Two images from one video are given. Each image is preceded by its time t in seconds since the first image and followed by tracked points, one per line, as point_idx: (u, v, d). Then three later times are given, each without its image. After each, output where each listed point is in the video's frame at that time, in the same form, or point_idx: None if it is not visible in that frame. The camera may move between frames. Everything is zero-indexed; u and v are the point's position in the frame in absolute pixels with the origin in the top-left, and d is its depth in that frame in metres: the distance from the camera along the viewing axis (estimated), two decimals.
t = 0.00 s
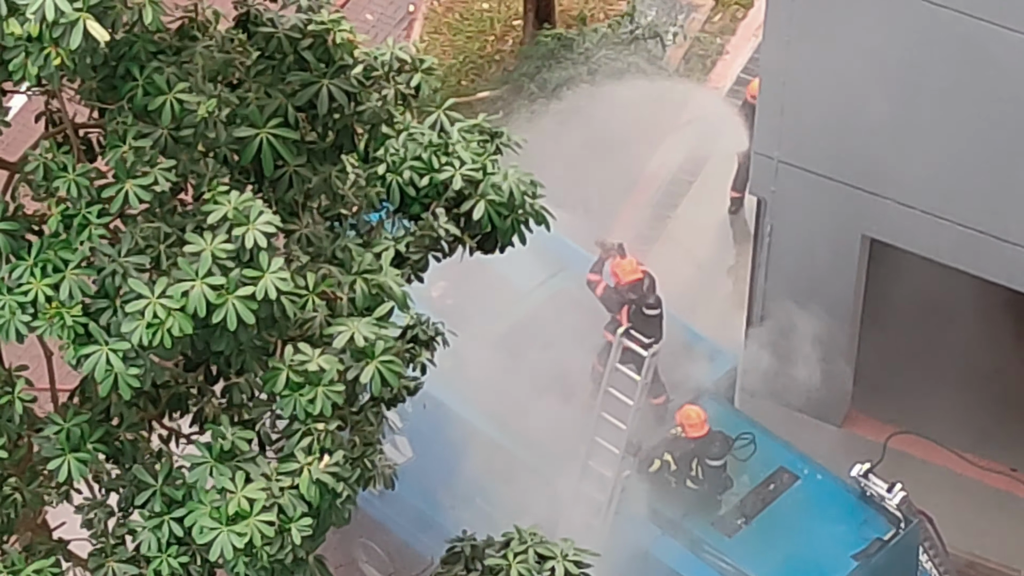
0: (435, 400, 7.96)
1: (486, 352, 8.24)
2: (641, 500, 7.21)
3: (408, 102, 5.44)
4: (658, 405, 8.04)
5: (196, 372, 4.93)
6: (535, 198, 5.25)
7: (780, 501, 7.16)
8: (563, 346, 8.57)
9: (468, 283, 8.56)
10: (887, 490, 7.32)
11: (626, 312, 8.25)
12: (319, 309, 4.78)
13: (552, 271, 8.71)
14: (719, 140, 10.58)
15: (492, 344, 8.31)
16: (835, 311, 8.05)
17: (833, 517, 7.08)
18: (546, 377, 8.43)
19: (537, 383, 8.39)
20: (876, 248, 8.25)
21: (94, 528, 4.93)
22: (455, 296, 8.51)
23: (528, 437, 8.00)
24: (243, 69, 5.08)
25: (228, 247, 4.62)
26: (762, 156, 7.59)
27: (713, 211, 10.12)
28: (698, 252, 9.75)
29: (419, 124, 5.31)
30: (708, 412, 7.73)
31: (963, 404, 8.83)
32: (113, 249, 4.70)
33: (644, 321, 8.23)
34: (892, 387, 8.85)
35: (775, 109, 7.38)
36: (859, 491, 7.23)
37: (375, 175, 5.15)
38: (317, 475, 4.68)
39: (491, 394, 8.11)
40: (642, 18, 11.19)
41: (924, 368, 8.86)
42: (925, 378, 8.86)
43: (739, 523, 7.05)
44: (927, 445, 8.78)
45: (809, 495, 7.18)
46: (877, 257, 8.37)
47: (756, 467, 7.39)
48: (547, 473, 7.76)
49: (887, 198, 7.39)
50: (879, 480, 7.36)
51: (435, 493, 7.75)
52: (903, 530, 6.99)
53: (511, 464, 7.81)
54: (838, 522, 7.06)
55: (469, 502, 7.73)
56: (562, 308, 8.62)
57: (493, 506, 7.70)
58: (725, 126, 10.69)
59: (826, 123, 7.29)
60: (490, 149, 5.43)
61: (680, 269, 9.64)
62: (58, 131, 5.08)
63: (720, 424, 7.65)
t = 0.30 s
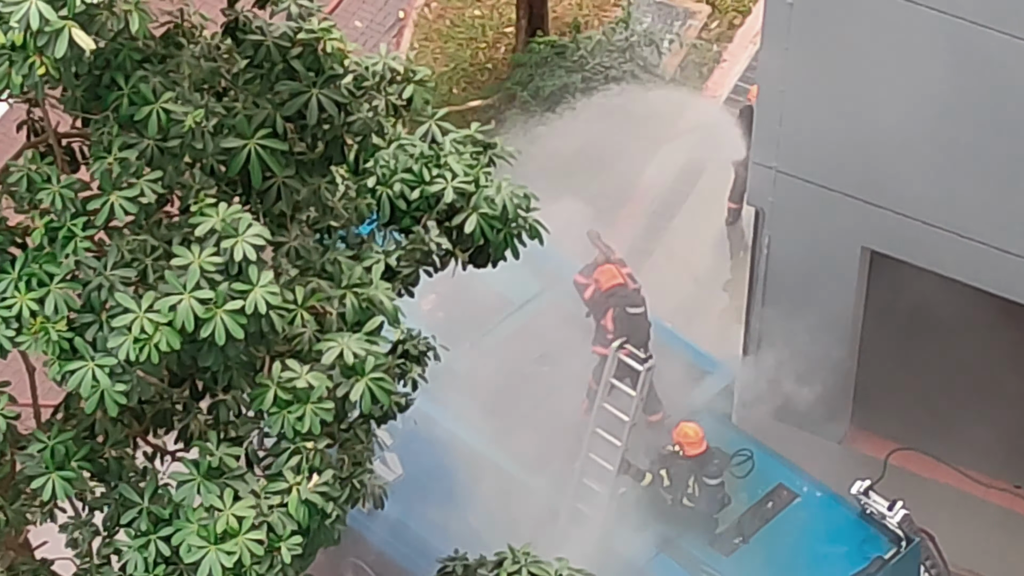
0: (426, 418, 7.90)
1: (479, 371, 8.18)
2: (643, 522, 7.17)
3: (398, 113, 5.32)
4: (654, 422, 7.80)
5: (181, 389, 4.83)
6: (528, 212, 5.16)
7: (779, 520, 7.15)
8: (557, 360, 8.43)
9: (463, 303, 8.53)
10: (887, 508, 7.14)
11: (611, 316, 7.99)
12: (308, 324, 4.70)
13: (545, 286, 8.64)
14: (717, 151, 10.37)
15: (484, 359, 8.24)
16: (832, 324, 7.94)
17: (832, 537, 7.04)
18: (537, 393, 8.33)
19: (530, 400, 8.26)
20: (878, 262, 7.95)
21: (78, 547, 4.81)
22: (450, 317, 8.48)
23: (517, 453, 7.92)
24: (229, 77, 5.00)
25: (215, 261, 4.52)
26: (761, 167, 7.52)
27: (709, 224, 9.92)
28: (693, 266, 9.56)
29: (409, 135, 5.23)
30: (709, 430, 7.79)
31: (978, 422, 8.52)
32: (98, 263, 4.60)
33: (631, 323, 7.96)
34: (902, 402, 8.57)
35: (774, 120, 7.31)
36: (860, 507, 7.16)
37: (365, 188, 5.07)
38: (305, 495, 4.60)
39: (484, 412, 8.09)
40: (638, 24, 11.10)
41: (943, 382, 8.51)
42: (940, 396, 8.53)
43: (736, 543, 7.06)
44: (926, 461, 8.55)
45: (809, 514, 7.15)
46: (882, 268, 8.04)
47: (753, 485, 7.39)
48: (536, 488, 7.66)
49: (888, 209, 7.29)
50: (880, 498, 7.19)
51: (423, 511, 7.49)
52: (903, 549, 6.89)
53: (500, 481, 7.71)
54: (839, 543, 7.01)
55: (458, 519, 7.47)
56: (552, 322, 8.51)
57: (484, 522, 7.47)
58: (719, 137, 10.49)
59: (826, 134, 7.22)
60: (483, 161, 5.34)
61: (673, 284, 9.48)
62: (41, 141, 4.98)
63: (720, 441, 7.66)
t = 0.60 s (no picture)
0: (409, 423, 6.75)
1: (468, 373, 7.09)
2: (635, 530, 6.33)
3: (384, 107, 5.08)
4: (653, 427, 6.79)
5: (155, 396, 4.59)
6: (519, 212, 4.88)
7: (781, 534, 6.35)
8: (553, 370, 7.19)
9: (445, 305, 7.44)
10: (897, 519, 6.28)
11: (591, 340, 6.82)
12: (288, 328, 4.47)
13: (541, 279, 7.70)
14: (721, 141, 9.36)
15: (473, 365, 7.13)
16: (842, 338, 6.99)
17: (839, 550, 6.30)
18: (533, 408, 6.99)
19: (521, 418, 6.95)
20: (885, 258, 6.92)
21: (48, 563, 4.59)
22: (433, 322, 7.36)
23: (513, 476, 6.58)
24: (207, 67, 4.76)
25: (194, 260, 4.30)
26: (764, 161, 6.66)
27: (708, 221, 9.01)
28: (692, 265, 8.70)
29: (396, 129, 4.98)
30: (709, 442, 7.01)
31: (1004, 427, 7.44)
32: (70, 264, 4.36)
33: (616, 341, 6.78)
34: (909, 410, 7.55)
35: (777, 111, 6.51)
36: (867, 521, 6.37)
37: (347, 186, 4.86)
38: (286, 508, 4.37)
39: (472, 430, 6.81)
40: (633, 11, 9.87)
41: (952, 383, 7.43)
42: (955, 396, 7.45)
43: (738, 556, 6.24)
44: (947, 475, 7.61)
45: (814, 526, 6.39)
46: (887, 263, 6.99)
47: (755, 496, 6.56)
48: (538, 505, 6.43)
49: (899, 207, 6.42)
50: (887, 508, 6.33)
51: (408, 522, 6.43)
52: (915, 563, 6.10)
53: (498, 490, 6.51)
54: (846, 555, 6.29)
55: (448, 533, 6.38)
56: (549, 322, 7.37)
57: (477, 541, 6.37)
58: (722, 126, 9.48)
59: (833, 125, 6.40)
60: (473, 156, 5.07)
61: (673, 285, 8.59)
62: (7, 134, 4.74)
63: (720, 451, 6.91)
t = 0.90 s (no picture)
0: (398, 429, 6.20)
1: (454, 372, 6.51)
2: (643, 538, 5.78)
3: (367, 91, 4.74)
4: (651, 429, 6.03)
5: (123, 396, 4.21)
6: (511, 204, 4.70)
7: (787, 548, 5.71)
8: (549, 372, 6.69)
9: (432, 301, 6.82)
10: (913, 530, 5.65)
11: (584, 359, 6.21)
12: (267, 328, 4.15)
13: (536, 271, 7.11)
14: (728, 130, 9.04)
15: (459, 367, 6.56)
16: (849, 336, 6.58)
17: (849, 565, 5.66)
18: (525, 414, 6.49)
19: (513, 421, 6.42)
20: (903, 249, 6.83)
21: None
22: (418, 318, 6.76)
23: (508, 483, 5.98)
24: (182, 45, 4.25)
25: (169, 255, 3.97)
26: (774, 150, 6.22)
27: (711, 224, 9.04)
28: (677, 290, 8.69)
29: (381, 115, 4.71)
30: (708, 443, 6.33)
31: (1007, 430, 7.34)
32: (36, 259, 4.01)
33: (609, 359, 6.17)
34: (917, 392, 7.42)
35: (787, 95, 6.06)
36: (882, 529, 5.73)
37: (330, 176, 4.54)
38: (265, 520, 4.04)
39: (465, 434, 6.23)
40: None
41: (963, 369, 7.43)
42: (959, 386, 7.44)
43: (744, 569, 5.61)
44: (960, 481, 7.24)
45: (823, 538, 5.78)
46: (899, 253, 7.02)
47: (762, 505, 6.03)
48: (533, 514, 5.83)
49: (915, 198, 5.93)
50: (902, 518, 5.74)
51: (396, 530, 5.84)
52: None
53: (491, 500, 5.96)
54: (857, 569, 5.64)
55: (435, 543, 5.80)
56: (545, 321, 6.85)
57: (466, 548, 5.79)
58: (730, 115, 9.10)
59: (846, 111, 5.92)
60: (463, 144, 4.87)
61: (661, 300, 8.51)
62: None
63: (723, 456, 6.23)
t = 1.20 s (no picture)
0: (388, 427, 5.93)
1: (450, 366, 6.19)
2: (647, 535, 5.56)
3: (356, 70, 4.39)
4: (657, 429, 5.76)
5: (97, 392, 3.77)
6: (509, 191, 4.38)
7: (799, 551, 5.33)
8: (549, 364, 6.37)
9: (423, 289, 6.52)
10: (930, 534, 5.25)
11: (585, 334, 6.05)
12: (251, 320, 3.75)
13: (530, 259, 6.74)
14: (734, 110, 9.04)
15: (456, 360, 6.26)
16: (854, 337, 6.05)
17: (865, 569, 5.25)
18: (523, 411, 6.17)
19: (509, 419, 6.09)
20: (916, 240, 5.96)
21: None
22: (407, 308, 6.44)
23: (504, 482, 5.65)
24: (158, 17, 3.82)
25: (147, 244, 3.53)
26: (782, 130, 5.69)
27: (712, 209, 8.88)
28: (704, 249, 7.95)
29: (372, 96, 4.39)
30: (715, 439, 5.99)
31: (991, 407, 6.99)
32: (6, 247, 3.60)
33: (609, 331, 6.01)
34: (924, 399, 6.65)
35: (799, 73, 5.56)
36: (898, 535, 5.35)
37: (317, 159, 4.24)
38: (249, 521, 3.62)
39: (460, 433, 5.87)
40: None
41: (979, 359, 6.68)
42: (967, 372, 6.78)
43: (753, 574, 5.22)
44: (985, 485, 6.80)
45: (838, 541, 5.36)
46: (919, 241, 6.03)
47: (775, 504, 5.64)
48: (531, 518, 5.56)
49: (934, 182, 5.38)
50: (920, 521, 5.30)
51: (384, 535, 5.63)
52: None
53: (491, 504, 5.62)
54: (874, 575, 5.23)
55: (426, 547, 5.58)
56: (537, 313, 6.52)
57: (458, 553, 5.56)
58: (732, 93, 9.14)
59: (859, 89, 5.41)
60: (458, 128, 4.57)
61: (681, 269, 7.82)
62: None
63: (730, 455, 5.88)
